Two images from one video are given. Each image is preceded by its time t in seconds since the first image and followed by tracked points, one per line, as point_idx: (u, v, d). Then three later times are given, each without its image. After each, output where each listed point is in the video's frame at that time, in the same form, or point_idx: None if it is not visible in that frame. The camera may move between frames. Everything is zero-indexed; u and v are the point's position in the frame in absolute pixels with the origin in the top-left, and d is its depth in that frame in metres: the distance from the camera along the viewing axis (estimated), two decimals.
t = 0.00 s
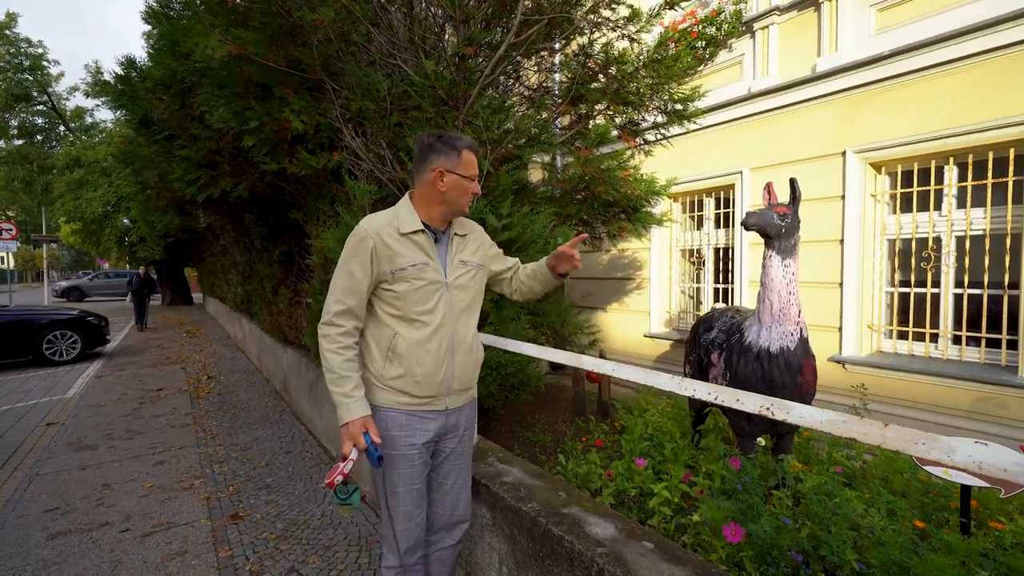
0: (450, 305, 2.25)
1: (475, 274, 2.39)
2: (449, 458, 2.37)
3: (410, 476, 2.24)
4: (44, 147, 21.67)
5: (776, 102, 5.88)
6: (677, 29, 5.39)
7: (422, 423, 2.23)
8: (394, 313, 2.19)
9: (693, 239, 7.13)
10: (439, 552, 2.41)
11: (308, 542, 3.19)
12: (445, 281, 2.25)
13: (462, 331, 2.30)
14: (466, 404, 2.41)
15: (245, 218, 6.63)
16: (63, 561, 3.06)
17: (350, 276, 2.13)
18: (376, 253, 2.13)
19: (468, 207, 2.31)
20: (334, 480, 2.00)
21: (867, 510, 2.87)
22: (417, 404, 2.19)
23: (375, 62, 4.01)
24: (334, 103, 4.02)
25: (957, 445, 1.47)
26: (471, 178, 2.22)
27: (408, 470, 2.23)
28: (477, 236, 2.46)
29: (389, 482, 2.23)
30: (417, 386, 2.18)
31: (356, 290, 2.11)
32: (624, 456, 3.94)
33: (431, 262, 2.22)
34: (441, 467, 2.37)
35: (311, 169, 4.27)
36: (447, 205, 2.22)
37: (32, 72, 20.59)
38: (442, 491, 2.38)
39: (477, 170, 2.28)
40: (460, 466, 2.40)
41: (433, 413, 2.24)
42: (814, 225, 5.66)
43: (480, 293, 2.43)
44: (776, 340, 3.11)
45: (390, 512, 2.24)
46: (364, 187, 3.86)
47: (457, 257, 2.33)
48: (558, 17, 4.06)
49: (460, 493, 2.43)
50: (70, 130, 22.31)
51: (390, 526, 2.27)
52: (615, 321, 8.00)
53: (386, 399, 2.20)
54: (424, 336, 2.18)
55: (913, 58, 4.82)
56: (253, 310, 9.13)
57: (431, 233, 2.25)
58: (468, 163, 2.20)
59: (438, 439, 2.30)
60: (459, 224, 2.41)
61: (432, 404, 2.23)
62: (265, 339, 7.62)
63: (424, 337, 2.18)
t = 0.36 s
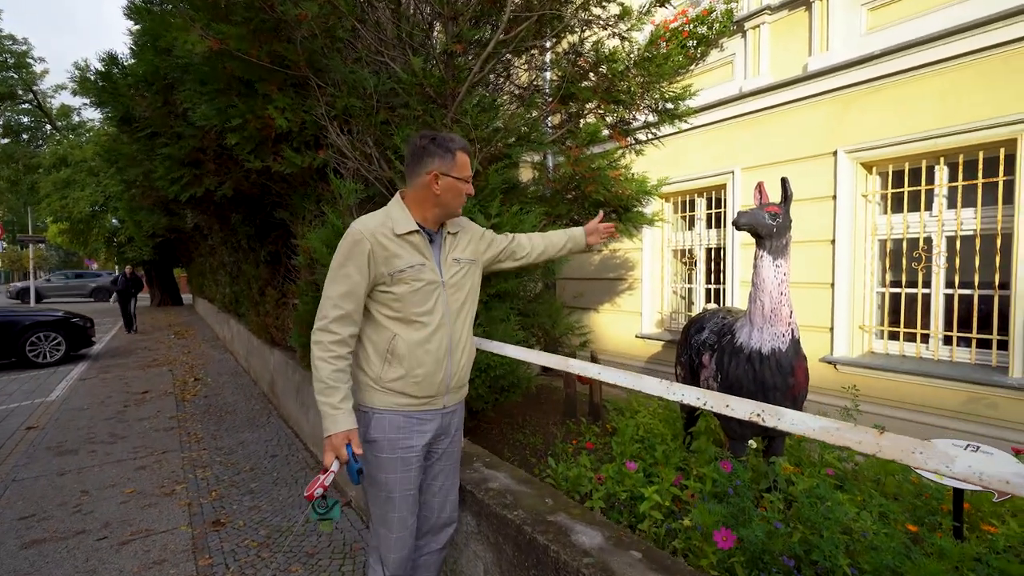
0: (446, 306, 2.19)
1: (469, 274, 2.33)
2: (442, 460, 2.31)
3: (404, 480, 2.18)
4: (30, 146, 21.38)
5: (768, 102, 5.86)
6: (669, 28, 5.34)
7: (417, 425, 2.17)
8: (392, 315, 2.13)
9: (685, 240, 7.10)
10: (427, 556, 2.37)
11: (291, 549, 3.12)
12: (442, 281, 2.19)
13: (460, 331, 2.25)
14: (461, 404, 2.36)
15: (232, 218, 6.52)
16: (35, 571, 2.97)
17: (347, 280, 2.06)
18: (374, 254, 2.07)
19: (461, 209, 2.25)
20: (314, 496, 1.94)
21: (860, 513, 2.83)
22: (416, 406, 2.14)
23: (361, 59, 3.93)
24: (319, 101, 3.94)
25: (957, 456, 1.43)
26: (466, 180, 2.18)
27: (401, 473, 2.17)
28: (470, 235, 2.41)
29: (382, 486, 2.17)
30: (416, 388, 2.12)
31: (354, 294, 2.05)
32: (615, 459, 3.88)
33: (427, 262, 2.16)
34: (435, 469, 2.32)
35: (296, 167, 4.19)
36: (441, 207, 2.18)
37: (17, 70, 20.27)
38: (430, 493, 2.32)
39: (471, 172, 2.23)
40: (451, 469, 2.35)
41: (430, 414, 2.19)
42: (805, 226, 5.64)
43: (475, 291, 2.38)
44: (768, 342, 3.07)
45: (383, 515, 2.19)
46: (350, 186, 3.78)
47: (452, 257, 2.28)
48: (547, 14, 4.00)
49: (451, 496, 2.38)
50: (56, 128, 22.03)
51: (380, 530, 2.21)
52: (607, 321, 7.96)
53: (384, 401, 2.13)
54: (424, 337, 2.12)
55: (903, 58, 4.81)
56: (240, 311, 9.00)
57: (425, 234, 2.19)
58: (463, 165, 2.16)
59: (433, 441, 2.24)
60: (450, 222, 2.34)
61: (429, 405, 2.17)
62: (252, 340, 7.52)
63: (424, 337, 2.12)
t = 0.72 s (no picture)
0: (437, 304, 2.14)
1: (461, 273, 2.29)
2: (432, 462, 2.26)
3: (394, 483, 2.12)
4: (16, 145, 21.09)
5: (759, 101, 5.85)
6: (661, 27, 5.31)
7: (407, 427, 2.11)
8: (383, 313, 2.07)
9: (677, 239, 7.08)
10: (414, 560, 2.32)
11: (276, 554, 3.06)
12: (433, 278, 2.15)
13: (451, 329, 2.20)
14: (452, 405, 2.31)
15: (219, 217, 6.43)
16: None
17: (338, 276, 2.01)
18: (365, 250, 2.02)
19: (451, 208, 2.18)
20: (299, 499, 1.86)
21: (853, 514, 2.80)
22: (406, 406, 2.08)
23: (349, 56, 3.87)
24: (306, 97, 3.88)
25: (957, 459, 1.41)
26: (453, 177, 2.12)
27: (390, 476, 2.11)
28: (462, 233, 2.36)
29: (370, 488, 2.11)
30: (406, 387, 2.07)
31: (344, 291, 1.99)
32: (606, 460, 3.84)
33: (418, 260, 2.11)
34: (425, 472, 2.26)
35: (283, 165, 4.12)
36: (429, 204, 2.12)
37: (3, 67, 19.97)
38: (419, 496, 2.28)
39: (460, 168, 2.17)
40: (441, 471, 2.30)
41: (420, 415, 2.13)
42: (796, 225, 5.63)
43: (467, 290, 2.34)
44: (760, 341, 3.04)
45: (370, 519, 2.13)
46: (337, 184, 3.72)
47: (443, 255, 2.23)
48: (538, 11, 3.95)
49: (440, 499, 2.33)
50: (42, 127, 21.72)
51: (367, 533, 2.15)
52: (599, 321, 7.94)
53: (373, 400, 2.08)
54: (414, 335, 2.07)
55: (894, 57, 4.81)
56: (229, 312, 8.89)
57: (416, 232, 2.14)
58: (449, 161, 2.10)
59: (423, 443, 2.19)
60: (442, 221, 2.30)
61: (420, 405, 2.12)
62: (241, 342, 7.42)
63: (415, 336, 2.07)
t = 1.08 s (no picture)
0: (434, 309, 2.09)
1: (461, 280, 2.24)
2: (427, 471, 2.21)
3: (385, 491, 2.06)
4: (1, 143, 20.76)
5: (754, 102, 5.83)
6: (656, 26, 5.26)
7: (400, 434, 2.06)
8: (376, 315, 2.02)
9: (671, 240, 7.05)
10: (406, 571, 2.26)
11: (265, 562, 2.99)
12: (430, 283, 2.09)
13: (447, 335, 2.14)
14: (448, 413, 2.25)
15: (208, 216, 6.32)
16: None
17: (333, 276, 1.95)
18: (360, 251, 1.98)
19: (432, 211, 2.07)
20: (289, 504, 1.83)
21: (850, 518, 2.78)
22: (398, 412, 2.03)
23: (340, 53, 3.80)
24: (296, 95, 3.81)
25: (975, 475, 1.37)
26: (428, 175, 2.03)
27: (382, 484, 2.05)
28: (461, 238, 2.31)
29: (361, 497, 2.06)
30: (398, 394, 2.01)
31: (338, 291, 1.93)
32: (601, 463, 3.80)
33: (415, 263, 2.06)
34: (418, 481, 2.21)
35: (272, 164, 4.04)
36: (404, 202, 2.09)
37: None
38: (413, 505, 2.23)
39: (444, 169, 2.04)
40: (436, 481, 2.25)
41: (413, 422, 2.08)
42: (791, 226, 5.62)
43: (465, 297, 2.28)
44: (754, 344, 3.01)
45: (362, 528, 2.07)
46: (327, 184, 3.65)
47: (443, 261, 2.18)
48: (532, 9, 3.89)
49: (435, 509, 2.27)
50: (29, 124, 21.40)
51: (357, 543, 2.10)
52: (593, 322, 7.90)
53: (364, 406, 2.02)
54: (407, 339, 2.02)
55: (888, 58, 4.81)
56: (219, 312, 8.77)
57: (413, 234, 2.08)
58: (422, 158, 2.00)
59: (416, 451, 2.13)
60: (444, 225, 2.25)
61: (412, 412, 2.07)
62: (231, 343, 7.31)
63: (408, 340, 2.01)
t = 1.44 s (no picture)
0: (425, 311, 2.02)
1: (458, 284, 2.17)
2: (417, 479, 2.14)
3: (371, 499, 2.00)
4: None
5: (748, 101, 5.82)
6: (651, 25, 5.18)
7: (388, 440, 1.99)
8: (365, 311, 1.96)
9: (666, 239, 7.02)
10: None
11: (254, 568, 2.91)
12: (425, 284, 2.02)
13: (438, 339, 2.08)
14: (440, 419, 2.19)
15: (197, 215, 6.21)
16: None
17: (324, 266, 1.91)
18: (354, 242, 1.94)
19: (424, 199, 2.01)
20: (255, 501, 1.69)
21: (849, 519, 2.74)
22: (383, 416, 1.96)
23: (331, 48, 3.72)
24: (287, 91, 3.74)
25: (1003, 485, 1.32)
26: (418, 162, 2.01)
27: (369, 492, 1.99)
28: (462, 243, 2.24)
29: (347, 504, 1.99)
30: (384, 396, 1.94)
31: (330, 280, 1.89)
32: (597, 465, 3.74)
33: (409, 261, 2.00)
34: (407, 489, 2.14)
35: (262, 161, 3.96)
36: (398, 194, 2.06)
37: None
38: (404, 514, 2.17)
39: (435, 156, 2.03)
40: (426, 489, 2.18)
41: (402, 428, 2.01)
42: (786, 226, 5.60)
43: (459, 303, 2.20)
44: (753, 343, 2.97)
45: (348, 538, 2.01)
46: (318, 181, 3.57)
47: (441, 263, 2.11)
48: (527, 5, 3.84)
49: (426, 518, 2.21)
50: (15, 122, 21.08)
51: (343, 553, 2.03)
52: (588, 322, 7.86)
53: (349, 408, 1.96)
54: (395, 339, 1.95)
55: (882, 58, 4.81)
56: (209, 313, 8.65)
57: (411, 232, 2.02)
58: (413, 147, 2.03)
59: (405, 457, 2.07)
60: (445, 228, 2.18)
61: (400, 417, 2.00)
62: (220, 344, 7.20)
63: (397, 340, 1.95)
